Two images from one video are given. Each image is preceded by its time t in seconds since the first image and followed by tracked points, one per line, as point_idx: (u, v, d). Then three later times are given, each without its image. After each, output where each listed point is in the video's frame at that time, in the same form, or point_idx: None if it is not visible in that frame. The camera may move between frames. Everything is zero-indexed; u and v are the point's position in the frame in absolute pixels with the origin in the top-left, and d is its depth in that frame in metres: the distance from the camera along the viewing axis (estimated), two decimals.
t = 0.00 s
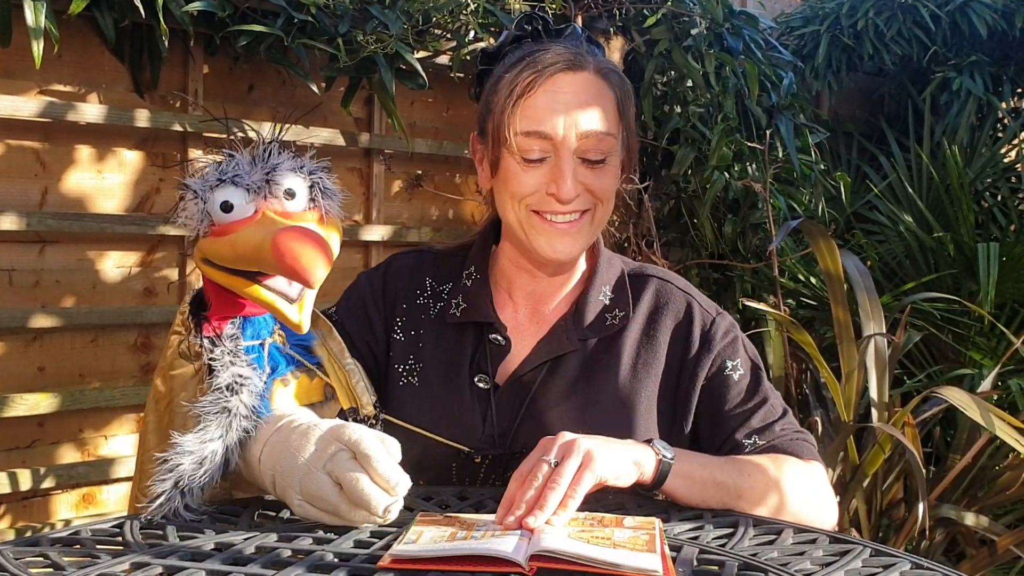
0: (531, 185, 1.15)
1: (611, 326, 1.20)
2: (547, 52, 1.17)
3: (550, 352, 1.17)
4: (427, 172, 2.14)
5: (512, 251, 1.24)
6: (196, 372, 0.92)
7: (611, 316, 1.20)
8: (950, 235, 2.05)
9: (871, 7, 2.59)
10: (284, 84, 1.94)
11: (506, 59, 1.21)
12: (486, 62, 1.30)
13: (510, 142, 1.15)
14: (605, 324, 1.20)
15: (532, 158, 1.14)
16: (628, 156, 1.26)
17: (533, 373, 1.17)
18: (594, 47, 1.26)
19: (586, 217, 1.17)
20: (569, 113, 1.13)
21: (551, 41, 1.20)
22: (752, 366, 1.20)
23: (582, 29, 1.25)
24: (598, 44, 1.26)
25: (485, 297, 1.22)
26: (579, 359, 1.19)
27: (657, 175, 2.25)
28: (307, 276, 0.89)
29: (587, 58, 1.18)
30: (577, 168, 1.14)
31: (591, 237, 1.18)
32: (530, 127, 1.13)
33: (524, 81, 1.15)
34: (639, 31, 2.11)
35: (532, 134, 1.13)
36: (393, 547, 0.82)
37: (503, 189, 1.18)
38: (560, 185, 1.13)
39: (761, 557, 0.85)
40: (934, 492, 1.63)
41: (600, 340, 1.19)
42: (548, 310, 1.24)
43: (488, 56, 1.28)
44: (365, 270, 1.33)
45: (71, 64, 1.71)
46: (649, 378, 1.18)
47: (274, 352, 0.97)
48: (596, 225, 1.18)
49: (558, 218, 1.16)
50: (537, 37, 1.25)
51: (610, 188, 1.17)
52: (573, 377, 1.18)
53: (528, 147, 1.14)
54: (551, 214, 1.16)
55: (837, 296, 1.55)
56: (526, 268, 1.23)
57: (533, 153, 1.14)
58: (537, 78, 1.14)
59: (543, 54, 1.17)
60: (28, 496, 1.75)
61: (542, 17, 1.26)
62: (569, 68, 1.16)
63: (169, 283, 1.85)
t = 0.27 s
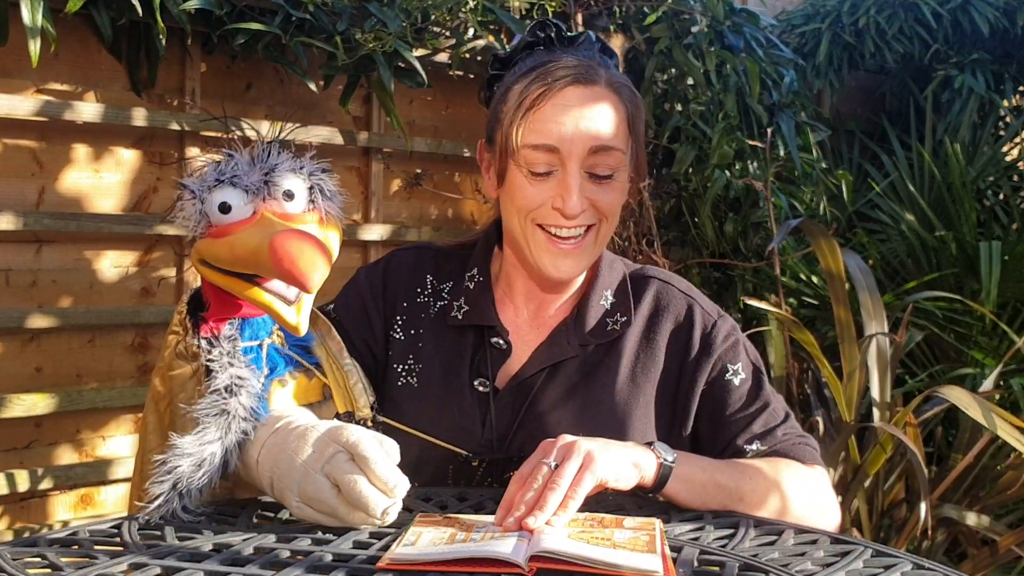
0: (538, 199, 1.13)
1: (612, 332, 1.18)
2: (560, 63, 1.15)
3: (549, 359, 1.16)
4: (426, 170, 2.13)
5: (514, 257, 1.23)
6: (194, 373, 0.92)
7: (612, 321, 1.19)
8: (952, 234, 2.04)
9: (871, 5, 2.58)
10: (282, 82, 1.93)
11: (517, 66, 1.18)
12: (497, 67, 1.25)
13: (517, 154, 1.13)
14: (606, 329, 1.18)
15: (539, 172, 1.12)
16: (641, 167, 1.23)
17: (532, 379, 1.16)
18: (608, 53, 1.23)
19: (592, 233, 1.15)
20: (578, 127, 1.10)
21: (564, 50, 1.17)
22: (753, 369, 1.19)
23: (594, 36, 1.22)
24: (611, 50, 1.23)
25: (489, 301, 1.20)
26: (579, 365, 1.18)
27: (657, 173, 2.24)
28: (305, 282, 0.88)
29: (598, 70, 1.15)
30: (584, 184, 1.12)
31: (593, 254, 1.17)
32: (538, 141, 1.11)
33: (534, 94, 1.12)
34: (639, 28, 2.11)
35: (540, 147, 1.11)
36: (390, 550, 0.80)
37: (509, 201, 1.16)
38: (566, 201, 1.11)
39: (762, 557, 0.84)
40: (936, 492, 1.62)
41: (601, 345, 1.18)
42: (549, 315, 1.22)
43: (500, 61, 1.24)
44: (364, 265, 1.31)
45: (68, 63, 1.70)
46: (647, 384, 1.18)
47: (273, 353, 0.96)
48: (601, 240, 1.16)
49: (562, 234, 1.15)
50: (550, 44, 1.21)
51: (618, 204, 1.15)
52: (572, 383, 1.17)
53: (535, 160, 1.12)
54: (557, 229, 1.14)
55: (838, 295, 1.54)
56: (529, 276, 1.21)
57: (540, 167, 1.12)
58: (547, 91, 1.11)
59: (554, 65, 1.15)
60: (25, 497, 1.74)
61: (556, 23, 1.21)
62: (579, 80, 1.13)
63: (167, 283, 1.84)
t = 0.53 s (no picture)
0: (544, 205, 1.12)
1: (612, 336, 1.18)
2: (560, 66, 1.14)
3: (550, 362, 1.16)
4: (425, 170, 2.13)
5: (516, 261, 1.22)
6: (191, 374, 0.91)
7: (612, 324, 1.18)
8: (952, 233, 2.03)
9: (872, 4, 2.57)
10: (281, 82, 1.92)
11: (516, 68, 1.18)
12: (493, 68, 1.24)
13: (522, 162, 1.12)
14: (607, 332, 1.18)
15: (546, 179, 1.11)
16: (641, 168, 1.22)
17: (533, 383, 1.16)
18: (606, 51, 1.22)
19: (598, 239, 1.14)
20: (584, 133, 1.10)
21: (563, 51, 1.17)
22: (753, 368, 1.19)
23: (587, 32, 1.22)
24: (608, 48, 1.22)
25: (490, 305, 1.19)
26: (581, 369, 1.17)
27: (657, 172, 2.23)
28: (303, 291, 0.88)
29: (598, 73, 1.15)
30: (590, 190, 1.11)
31: (599, 260, 1.16)
32: (544, 148, 1.10)
33: (538, 100, 1.11)
34: (639, 27, 2.10)
35: (547, 154, 1.11)
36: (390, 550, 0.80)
37: (515, 209, 1.15)
38: (573, 208, 1.10)
39: (763, 557, 0.84)
40: (937, 491, 1.61)
41: (601, 349, 1.18)
42: (550, 319, 1.21)
43: (495, 62, 1.23)
44: (364, 265, 1.31)
45: (67, 63, 1.69)
46: (648, 386, 1.17)
47: (270, 355, 0.95)
48: (606, 245, 1.15)
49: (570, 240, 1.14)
50: (546, 44, 1.19)
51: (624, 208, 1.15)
52: (573, 386, 1.16)
53: (541, 166, 1.11)
54: (564, 236, 1.13)
55: (839, 294, 1.53)
56: (533, 281, 1.21)
57: (547, 175, 1.11)
58: (551, 96, 1.11)
59: (555, 69, 1.14)
60: (24, 498, 1.74)
61: (550, 23, 1.19)
62: (582, 85, 1.12)
63: (166, 283, 1.84)
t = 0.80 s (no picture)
0: (547, 211, 1.12)
1: (611, 337, 1.19)
2: (562, 71, 1.16)
3: (550, 364, 1.17)
4: (425, 170, 2.14)
5: (517, 265, 1.22)
6: (192, 375, 0.92)
7: (612, 326, 1.20)
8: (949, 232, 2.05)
9: (869, 4, 2.58)
10: (282, 82, 1.94)
11: (517, 73, 1.19)
12: (495, 69, 1.25)
13: (525, 166, 1.13)
14: (606, 334, 1.19)
15: (548, 184, 1.12)
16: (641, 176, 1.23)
17: (533, 384, 1.17)
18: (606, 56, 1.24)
19: (600, 245, 1.14)
20: (586, 138, 1.10)
21: (564, 55, 1.19)
22: (751, 368, 1.20)
23: (588, 33, 1.24)
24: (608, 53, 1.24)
25: (490, 308, 1.20)
26: (581, 370, 1.18)
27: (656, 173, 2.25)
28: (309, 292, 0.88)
29: (599, 78, 1.16)
30: (592, 195, 1.11)
31: (601, 264, 1.16)
32: (546, 152, 1.11)
33: (541, 105, 1.12)
34: (637, 28, 2.12)
35: (550, 159, 1.11)
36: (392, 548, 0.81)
37: (518, 215, 1.16)
38: (576, 212, 1.10)
39: (761, 554, 0.85)
40: (934, 489, 1.63)
41: (600, 349, 1.19)
42: (550, 321, 1.22)
43: (496, 64, 1.25)
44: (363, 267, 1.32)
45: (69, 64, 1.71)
46: (647, 387, 1.18)
47: (271, 357, 0.97)
48: (607, 249, 1.15)
49: (572, 245, 1.13)
50: (548, 45, 1.21)
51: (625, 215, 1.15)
52: (573, 387, 1.17)
53: (543, 171, 1.12)
54: (567, 243, 1.13)
55: (836, 293, 1.55)
56: (535, 286, 1.21)
57: (549, 179, 1.12)
58: (554, 102, 1.12)
59: (558, 74, 1.15)
60: (27, 496, 1.75)
61: (552, 24, 1.21)
62: (584, 90, 1.13)
63: (168, 283, 1.85)
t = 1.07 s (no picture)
0: (546, 211, 1.12)
1: (611, 337, 1.19)
2: (561, 71, 1.16)
3: (550, 365, 1.17)
4: (425, 170, 2.14)
5: (517, 265, 1.22)
6: (194, 374, 0.93)
7: (612, 326, 1.20)
8: (949, 232, 2.05)
9: (869, 4, 2.58)
10: (282, 82, 1.94)
11: (515, 73, 1.19)
12: (492, 70, 1.26)
13: (524, 167, 1.13)
14: (607, 334, 1.19)
15: (547, 183, 1.12)
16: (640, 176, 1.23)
17: (533, 385, 1.17)
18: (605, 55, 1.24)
19: (599, 246, 1.14)
20: (585, 138, 1.10)
21: (563, 56, 1.19)
22: (752, 367, 1.20)
23: (586, 33, 1.25)
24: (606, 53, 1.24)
25: (490, 308, 1.21)
26: (581, 371, 1.18)
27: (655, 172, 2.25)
28: (313, 290, 0.88)
29: (597, 78, 1.16)
30: (591, 194, 1.11)
31: (601, 264, 1.15)
32: (545, 152, 1.11)
33: (540, 105, 1.12)
34: (637, 28, 2.11)
35: (548, 161, 1.11)
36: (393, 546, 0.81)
37: (517, 216, 1.15)
38: (575, 213, 1.10)
39: (761, 554, 0.85)
40: (934, 488, 1.63)
41: (601, 350, 1.19)
42: (551, 321, 1.23)
43: (495, 64, 1.25)
44: (363, 268, 1.32)
45: (69, 64, 1.71)
46: (647, 386, 1.19)
47: (272, 356, 0.97)
48: (607, 250, 1.15)
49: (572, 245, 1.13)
50: (546, 45, 1.21)
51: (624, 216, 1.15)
52: (573, 388, 1.17)
53: (542, 172, 1.12)
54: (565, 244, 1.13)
55: (836, 292, 1.55)
56: (535, 286, 1.21)
57: (548, 177, 1.12)
58: (553, 103, 1.12)
59: (557, 74, 1.15)
60: (27, 496, 1.75)
61: (551, 25, 1.21)
62: (583, 90, 1.13)
63: (169, 282, 1.85)
